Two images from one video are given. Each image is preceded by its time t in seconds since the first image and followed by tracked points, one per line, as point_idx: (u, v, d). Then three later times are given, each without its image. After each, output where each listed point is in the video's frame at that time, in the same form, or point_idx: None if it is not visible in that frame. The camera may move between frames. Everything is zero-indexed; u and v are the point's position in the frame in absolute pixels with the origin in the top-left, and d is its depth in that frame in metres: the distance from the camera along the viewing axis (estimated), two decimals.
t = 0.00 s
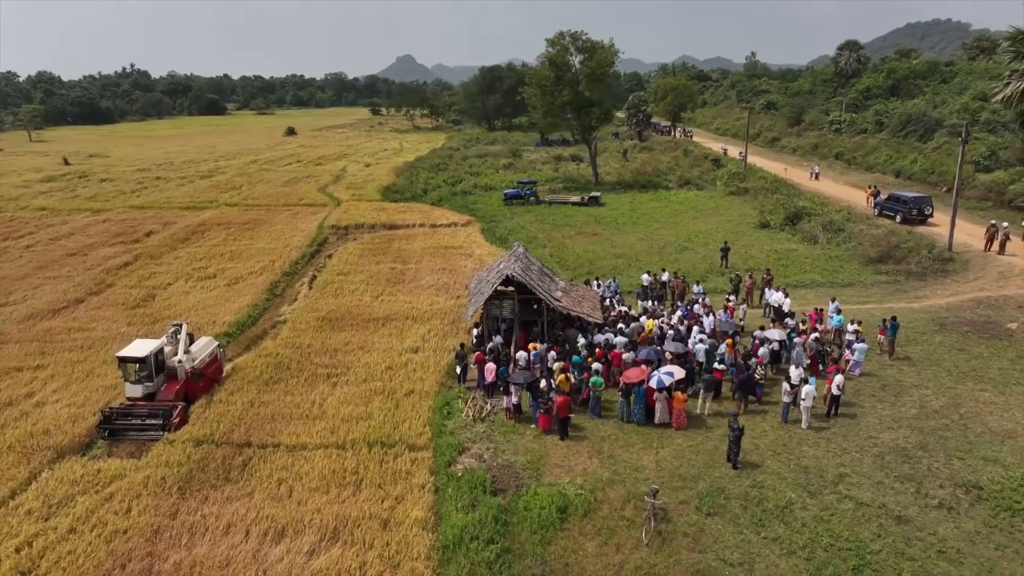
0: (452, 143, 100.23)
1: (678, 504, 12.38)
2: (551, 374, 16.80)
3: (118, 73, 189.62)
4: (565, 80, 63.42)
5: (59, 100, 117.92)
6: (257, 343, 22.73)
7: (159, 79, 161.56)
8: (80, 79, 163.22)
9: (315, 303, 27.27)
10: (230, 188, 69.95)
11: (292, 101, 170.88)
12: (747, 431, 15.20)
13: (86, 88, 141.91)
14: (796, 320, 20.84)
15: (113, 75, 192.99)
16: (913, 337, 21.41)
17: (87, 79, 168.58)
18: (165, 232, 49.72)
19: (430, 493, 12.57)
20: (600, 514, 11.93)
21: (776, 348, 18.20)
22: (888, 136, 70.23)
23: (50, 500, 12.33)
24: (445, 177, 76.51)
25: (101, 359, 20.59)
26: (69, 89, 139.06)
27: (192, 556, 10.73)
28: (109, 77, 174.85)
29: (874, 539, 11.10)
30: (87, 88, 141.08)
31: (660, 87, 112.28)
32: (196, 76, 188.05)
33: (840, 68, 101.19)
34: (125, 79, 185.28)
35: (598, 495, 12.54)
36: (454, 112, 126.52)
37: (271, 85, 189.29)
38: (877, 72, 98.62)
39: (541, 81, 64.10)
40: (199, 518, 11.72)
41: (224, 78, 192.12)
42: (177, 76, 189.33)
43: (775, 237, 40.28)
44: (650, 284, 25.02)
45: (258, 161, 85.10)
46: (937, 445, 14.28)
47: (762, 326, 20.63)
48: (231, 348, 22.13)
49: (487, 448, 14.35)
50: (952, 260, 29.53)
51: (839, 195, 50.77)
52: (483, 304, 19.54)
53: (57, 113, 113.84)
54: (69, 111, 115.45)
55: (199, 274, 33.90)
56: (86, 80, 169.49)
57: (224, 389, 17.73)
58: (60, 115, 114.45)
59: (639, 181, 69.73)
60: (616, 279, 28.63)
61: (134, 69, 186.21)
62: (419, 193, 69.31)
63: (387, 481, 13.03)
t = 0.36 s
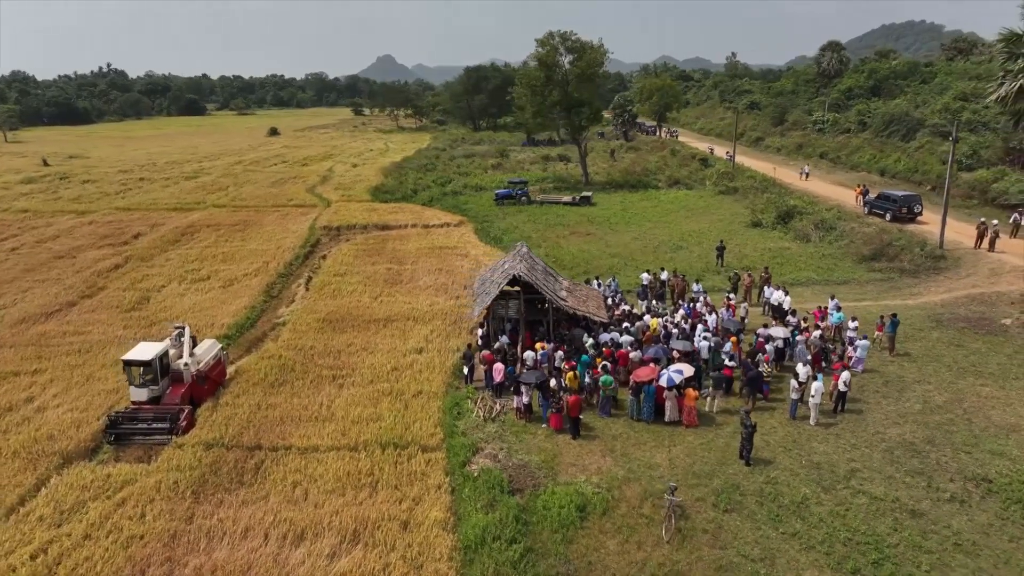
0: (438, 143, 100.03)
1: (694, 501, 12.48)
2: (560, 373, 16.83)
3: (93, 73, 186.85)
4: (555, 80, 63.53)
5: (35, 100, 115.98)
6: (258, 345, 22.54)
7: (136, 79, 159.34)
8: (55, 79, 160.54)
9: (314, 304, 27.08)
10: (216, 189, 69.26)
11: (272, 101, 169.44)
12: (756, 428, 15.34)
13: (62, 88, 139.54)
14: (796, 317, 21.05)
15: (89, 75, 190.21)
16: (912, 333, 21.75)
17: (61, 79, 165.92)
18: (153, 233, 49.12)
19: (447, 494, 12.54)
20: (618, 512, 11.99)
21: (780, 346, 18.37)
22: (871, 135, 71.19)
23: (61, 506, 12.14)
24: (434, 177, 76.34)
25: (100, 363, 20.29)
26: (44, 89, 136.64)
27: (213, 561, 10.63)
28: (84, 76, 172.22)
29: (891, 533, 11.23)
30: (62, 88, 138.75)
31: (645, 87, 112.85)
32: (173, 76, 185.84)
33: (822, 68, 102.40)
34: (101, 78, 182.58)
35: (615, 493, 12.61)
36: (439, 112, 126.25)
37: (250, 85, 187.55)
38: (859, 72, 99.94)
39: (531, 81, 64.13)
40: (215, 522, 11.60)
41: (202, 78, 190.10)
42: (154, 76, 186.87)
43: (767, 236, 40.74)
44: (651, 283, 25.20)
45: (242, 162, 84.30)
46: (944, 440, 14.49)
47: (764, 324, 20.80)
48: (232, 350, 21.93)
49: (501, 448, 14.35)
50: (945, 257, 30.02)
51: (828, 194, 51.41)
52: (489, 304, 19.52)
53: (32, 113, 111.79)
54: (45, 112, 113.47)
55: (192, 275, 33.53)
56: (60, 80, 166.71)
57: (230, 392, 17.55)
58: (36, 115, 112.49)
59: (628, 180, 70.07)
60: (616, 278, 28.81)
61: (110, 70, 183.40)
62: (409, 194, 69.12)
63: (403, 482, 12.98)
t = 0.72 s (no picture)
0: (426, 143, 99.83)
1: (713, 497, 12.57)
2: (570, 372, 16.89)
3: (69, 73, 184.00)
4: (545, 80, 63.58)
5: (10, 100, 113.88)
6: (260, 347, 22.36)
7: (114, 79, 157.08)
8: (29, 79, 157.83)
9: (314, 305, 26.91)
10: (202, 190, 68.55)
11: (252, 101, 167.96)
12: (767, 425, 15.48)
13: (37, 88, 137.17)
14: (798, 315, 21.25)
15: (63, 74, 187.10)
16: (911, 329, 22.10)
17: (36, 79, 163.22)
18: (141, 235, 48.49)
19: (466, 494, 12.54)
20: (639, 510, 12.07)
21: (786, 343, 18.57)
22: (855, 135, 72.17)
23: (76, 512, 11.98)
24: (424, 177, 76.16)
25: (102, 366, 19.96)
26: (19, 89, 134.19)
27: (237, 566, 10.55)
28: (59, 76, 169.43)
29: (909, 527, 11.40)
30: (37, 88, 136.42)
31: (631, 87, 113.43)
32: (151, 76, 183.48)
33: (806, 69, 103.61)
34: (76, 78, 179.76)
35: (634, 491, 12.68)
36: (424, 112, 125.86)
37: (230, 85, 185.70)
38: (841, 72, 101.24)
39: (521, 81, 64.16)
40: (236, 526, 11.52)
41: (181, 78, 187.99)
42: (132, 76, 184.23)
43: (760, 235, 41.20)
44: (651, 282, 25.41)
45: (227, 162, 83.49)
46: (952, 434, 14.73)
47: (768, 322, 21.03)
48: (235, 352, 21.75)
49: (517, 448, 14.40)
50: (937, 255, 30.52)
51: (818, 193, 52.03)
52: (496, 304, 19.57)
53: (7, 113, 109.73)
54: (22, 112, 111.49)
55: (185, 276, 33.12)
56: (34, 80, 163.96)
57: (238, 394, 17.41)
58: (11, 115, 110.43)
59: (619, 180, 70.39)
60: (617, 277, 28.98)
61: (86, 70, 180.75)
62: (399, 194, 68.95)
63: (421, 483, 12.96)
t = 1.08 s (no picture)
0: (413, 143, 99.58)
1: (732, 493, 12.69)
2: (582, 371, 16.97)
3: (43, 73, 180.79)
4: (536, 79, 63.61)
5: None
6: (264, 349, 22.18)
7: (91, 79, 154.67)
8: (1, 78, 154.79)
9: (315, 307, 26.76)
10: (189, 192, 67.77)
11: (232, 101, 166.23)
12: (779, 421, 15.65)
13: (11, 88, 134.56)
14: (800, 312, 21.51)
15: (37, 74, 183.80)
16: (911, 325, 22.46)
17: (9, 78, 160.14)
18: (130, 237, 47.83)
19: (487, 493, 12.55)
20: (661, 507, 12.15)
21: (792, 340, 18.76)
22: (840, 134, 73.09)
23: (94, 517, 11.82)
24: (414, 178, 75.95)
25: (104, 370, 19.61)
26: None
27: (263, 569, 10.48)
28: (33, 76, 166.55)
29: (927, 519, 11.57)
30: (12, 87, 133.82)
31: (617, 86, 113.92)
32: (129, 77, 180.95)
33: (789, 69, 104.78)
34: (51, 78, 176.94)
35: (654, 488, 12.78)
36: (409, 112, 125.46)
37: (209, 86, 183.65)
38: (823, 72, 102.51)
39: (512, 80, 64.13)
40: (259, 528, 11.45)
41: (158, 78, 185.57)
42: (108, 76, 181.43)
43: (754, 234, 41.65)
44: (654, 280, 25.68)
45: (212, 163, 82.56)
46: (960, 428, 14.98)
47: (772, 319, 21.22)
48: (238, 355, 21.55)
49: (534, 447, 14.44)
50: (930, 252, 31.03)
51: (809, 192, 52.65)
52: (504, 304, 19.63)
53: None
54: None
55: (179, 278, 32.72)
56: (6, 79, 160.77)
57: (247, 396, 17.27)
58: None
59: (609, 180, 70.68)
60: (618, 276, 29.18)
61: (61, 70, 177.72)
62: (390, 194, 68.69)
63: (441, 483, 12.94)
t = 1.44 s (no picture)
0: (402, 143, 99.32)
1: (749, 490, 12.79)
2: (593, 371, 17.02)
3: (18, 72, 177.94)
4: (527, 79, 63.65)
5: None
6: (268, 351, 22.04)
7: (69, 79, 152.47)
8: None
9: (315, 308, 26.61)
10: (177, 193, 67.06)
11: (214, 101, 164.69)
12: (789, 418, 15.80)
13: None
14: (803, 309, 21.74)
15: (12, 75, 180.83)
16: (910, 321, 22.80)
17: None
18: (119, 238, 47.21)
19: (506, 492, 12.57)
20: (680, 504, 12.23)
21: (796, 337, 18.97)
22: (826, 133, 73.90)
23: (110, 522, 11.69)
24: (404, 178, 75.74)
25: (107, 373, 19.36)
26: None
27: (287, 572, 10.43)
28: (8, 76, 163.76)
29: (943, 513, 11.71)
30: None
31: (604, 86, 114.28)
32: (107, 77, 178.64)
33: (774, 69, 105.76)
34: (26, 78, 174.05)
35: (671, 485, 12.85)
36: (394, 112, 125.06)
37: (189, 86, 181.77)
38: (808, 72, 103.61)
39: (504, 80, 64.13)
40: (279, 531, 11.38)
41: (136, 78, 183.45)
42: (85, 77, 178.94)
43: (748, 233, 42.06)
44: (655, 279, 25.92)
45: (198, 164, 81.70)
46: (966, 422, 15.20)
47: (775, 317, 21.41)
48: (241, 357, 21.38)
49: (548, 447, 14.47)
50: (923, 249, 31.49)
51: (800, 190, 53.21)
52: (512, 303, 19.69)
53: None
54: None
55: (174, 280, 32.39)
56: None
57: (255, 398, 17.14)
58: None
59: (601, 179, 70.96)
60: (620, 276, 29.37)
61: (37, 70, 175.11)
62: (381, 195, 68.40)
63: (459, 483, 12.93)
